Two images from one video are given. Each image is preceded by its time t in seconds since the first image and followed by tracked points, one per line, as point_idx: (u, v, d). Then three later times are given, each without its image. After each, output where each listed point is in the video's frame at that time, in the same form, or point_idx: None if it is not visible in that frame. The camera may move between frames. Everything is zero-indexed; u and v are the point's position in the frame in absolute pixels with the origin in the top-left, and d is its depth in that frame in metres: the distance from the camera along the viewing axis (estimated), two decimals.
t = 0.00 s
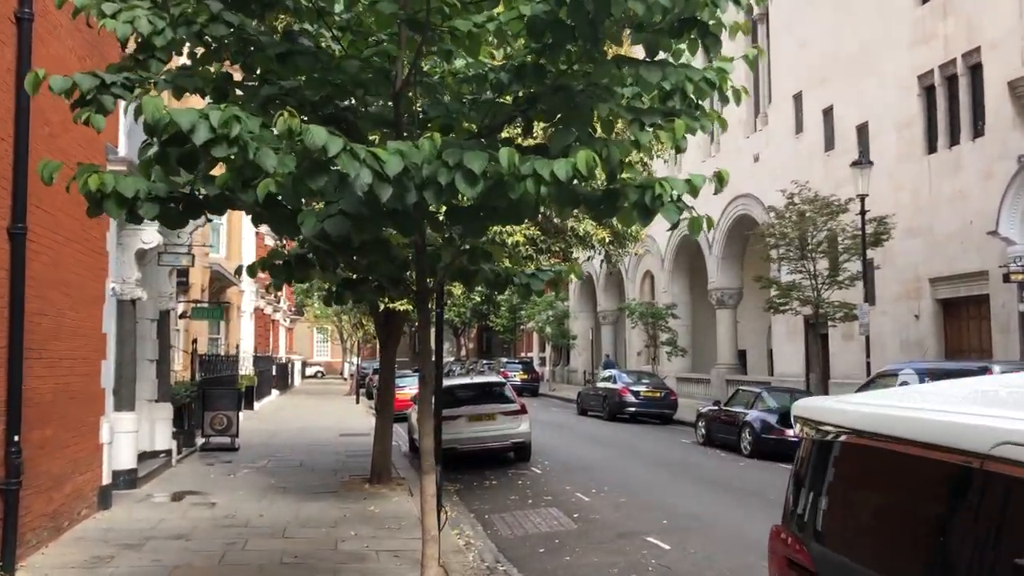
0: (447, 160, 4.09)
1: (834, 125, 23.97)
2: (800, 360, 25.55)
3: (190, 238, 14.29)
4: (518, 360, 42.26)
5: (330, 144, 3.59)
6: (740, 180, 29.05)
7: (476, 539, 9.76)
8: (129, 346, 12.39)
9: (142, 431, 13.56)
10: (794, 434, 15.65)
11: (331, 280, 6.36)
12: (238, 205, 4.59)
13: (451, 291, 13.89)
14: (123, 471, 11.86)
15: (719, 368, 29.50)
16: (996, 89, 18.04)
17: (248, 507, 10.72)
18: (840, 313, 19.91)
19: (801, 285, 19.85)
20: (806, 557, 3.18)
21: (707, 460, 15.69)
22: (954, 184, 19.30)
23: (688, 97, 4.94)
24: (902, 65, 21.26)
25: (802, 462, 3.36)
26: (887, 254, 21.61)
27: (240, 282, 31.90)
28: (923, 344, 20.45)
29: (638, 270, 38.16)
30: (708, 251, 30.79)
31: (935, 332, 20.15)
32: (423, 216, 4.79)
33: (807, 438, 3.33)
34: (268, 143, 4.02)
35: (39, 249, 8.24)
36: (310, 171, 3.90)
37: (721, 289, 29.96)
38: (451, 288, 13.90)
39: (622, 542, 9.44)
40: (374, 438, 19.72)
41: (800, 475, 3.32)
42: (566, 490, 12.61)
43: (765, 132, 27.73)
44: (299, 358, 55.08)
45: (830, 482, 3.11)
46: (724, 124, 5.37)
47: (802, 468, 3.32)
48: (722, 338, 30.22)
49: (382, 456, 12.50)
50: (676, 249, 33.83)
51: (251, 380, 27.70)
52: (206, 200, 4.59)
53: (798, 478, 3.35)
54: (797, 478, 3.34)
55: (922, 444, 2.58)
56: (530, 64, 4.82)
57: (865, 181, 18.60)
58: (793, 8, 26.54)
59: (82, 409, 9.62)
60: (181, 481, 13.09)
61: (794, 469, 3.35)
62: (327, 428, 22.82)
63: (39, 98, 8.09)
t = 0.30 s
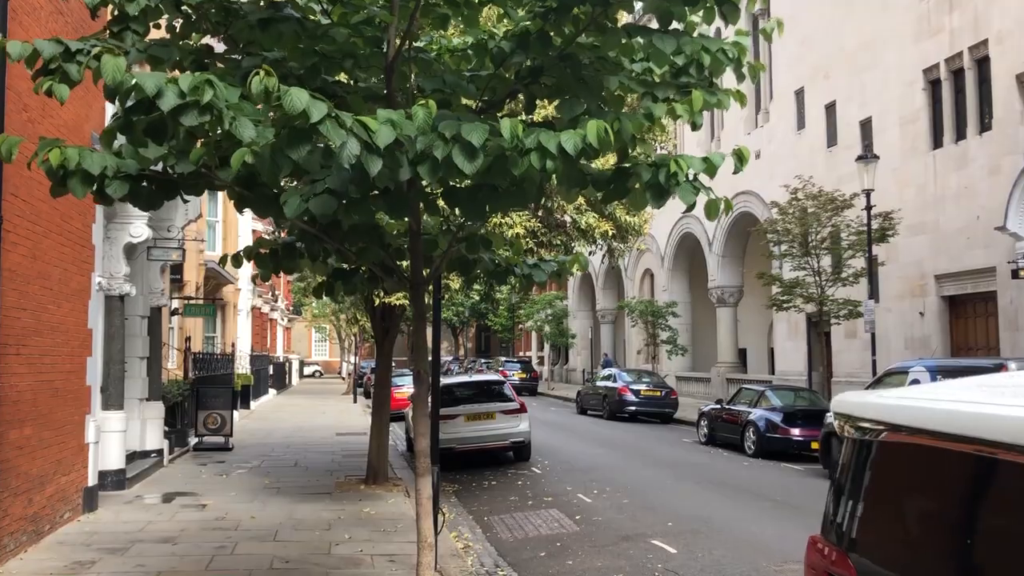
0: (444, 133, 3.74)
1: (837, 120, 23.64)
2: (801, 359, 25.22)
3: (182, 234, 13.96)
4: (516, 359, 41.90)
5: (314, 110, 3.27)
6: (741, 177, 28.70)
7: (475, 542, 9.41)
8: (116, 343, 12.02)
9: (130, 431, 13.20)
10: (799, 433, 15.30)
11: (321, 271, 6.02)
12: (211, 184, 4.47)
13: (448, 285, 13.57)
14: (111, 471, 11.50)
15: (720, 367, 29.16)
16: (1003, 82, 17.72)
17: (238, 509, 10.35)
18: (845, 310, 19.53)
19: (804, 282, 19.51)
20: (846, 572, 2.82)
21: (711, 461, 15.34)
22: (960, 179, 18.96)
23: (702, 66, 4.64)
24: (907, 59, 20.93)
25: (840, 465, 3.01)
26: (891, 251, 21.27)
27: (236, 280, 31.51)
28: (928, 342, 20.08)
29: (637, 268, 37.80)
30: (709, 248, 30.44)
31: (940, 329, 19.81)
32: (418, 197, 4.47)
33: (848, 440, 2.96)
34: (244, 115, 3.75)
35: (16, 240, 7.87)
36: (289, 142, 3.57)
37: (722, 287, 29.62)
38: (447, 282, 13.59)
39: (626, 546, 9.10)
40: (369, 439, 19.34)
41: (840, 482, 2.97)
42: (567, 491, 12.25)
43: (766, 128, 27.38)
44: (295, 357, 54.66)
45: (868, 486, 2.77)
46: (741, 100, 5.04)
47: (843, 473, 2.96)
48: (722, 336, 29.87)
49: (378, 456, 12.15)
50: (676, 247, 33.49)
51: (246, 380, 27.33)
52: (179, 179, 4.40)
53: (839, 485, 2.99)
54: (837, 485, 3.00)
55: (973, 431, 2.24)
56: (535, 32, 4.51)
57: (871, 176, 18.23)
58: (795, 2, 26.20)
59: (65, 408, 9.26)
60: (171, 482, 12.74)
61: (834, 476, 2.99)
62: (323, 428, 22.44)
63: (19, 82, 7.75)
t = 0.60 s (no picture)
0: (434, 110, 3.31)
1: (840, 117, 23.24)
2: (804, 360, 24.83)
3: (170, 232, 13.52)
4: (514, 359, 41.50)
5: (284, 79, 2.93)
6: (743, 174, 28.22)
7: (472, 553, 9.01)
8: (100, 345, 11.59)
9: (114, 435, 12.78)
10: (804, 437, 14.89)
11: (305, 267, 5.60)
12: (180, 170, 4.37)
13: (443, 284, 13.13)
14: (93, 477, 11.08)
15: (720, 368, 28.75)
16: (1013, 76, 17.30)
17: (224, 518, 9.93)
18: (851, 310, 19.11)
19: (809, 281, 19.09)
20: None
21: (714, 465, 14.94)
22: (968, 176, 18.54)
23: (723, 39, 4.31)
24: (913, 54, 20.51)
25: (892, 484, 2.53)
26: (897, 250, 20.88)
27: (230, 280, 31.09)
28: (935, 343, 19.67)
29: (636, 268, 37.43)
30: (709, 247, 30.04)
31: (947, 330, 19.40)
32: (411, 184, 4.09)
33: (900, 458, 2.49)
34: (207, 89, 3.56)
35: None
36: (255, 117, 3.31)
37: (723, 287, 29.22)
38: (442, 280, 13.20)
39: (630, 557, 8.69)
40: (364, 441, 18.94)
41: (891, 501, 2.51)
42: (567, 497, 11.84)
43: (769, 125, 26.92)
44: (292, 358, 54.30)
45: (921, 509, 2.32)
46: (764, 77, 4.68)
47: (894, 492, 2.49)
48: (723, 337, 29.48)
49: (371, 461, 11.72)
50: (676, 247, 33.10)
51: (241, 382, 26.93)
52: (144, 164, 4.29)
53: (890, 506, 2.53)
54: (887, 506, 2.53)
55: None
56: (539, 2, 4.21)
57: (878, 172, 17.77)
58: None
59: (42, 414, 8.83)
60: (158, 488, 12.31)
61: (884, 495, 2.53)
62: (317, 430, 22.02)
63: None
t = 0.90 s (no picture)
0: (415, 71, 3.32)
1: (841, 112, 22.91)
2: (804, 359, 24.49)
3: (158, 226, 13.18)
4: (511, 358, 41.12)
5: (240, 27, 2.97)
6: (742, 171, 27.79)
7: (465, 557, 8.69)
8: (83, 343, 11.23)
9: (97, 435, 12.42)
10: (807, 436, 14.58)
11: (284, 254, 5.30)
12: (136, 142, 4.61)
13: (436, 278, 12.76)
14: (75, 478, 10.72)
15: (719, 367, 28.40)
16: (1018, 69, 16.95)
17: (209, 521, 9.60)
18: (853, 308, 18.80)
19: (811, 278, 18.77)
20: None
21: (714, 465, 14.62)
22: (972, 170, 18.21)
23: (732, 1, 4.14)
24: (915, 47, 20.16)
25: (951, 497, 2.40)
26: (899, 246, 20.57)
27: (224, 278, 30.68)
28: (937, 341, 19.35)
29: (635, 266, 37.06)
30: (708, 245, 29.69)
31: (950, 328, 19.06)
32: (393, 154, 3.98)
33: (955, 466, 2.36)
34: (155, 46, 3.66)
35: None
36: (204, 69, 3.33)
37: (722, 285, 28.86)
38: (434, 272, 12.86)
39: (629, 561, 8.36)
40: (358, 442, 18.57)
41: (947, 514, 2.39)
42: (563, 499, 11.51)
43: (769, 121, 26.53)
44: (288, 357, 53.89)
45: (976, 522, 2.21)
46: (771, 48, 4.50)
47: (950, 505, 2.38)
48: (722, 336, 29.15)
49: (363, 462, 11.38)
50: (675, 245, 32.79)
51: (234, 381, 26.58)
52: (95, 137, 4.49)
53: (946, 519, 2.41)
54: (944, 519, 2.41)
55: None
56: None
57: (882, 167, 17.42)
58: None
59: (16, 414, 8.47)
60: (144, 489, 11.96)
61: (940, 509, 2.42)
62: (310, 430, 21.63)
63: None
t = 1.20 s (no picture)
0: (387, 31, 3.09)
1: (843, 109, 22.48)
2: (805, 360, 24.09)
3: (141, 223, 12.77)
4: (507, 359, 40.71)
5: None
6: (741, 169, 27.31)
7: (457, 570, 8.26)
8: (62, 345, 10.79)
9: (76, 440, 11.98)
10: (812, 440, 14.17)
11: (257, 250, 4.83)
12: (73, 119, 4.26)
13: (427, 273, 12.33)
14: (51, 486, 10.25)
15: (719, 368, 27.98)
16: None
17: (190, 531, 9.16)
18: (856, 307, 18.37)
19: (814, 277, 18.34)
20: None
21: (716, 469, 14.19)
22: (979, 167, 17.79)
23: None
24: (920, 42, 19.72)
25: None
26: (903, 245, 20.14)
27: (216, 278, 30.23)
28: (943, 342, 18.94)
29: (633, 265, 36.64)
30: (707, 244, 29.27)
31: (956, 328, 18.65)
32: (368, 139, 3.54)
33: None
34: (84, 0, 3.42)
35: None
36: (128, 19, 3.10)
37: (721, 285, 28.43)
38: (424, 269, 12.42)
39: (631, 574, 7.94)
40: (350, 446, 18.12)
41: None
42: (561, 506, 11.07)
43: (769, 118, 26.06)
44: (283, 359, 53.40)
45: None
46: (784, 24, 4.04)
47: None
48: (722, 336, 28.73)
49: (352, 468, 10.93)
50: (673, 244, 32.38)
51: (225, 383, 26.11)
52: (28, 111, 4.14)
53: None
54: None
55: None
56: None
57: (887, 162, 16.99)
58: None
59: None
60: (125, 496, 11.52)
61: None
62: (302, 433, 21.17)
63: None
